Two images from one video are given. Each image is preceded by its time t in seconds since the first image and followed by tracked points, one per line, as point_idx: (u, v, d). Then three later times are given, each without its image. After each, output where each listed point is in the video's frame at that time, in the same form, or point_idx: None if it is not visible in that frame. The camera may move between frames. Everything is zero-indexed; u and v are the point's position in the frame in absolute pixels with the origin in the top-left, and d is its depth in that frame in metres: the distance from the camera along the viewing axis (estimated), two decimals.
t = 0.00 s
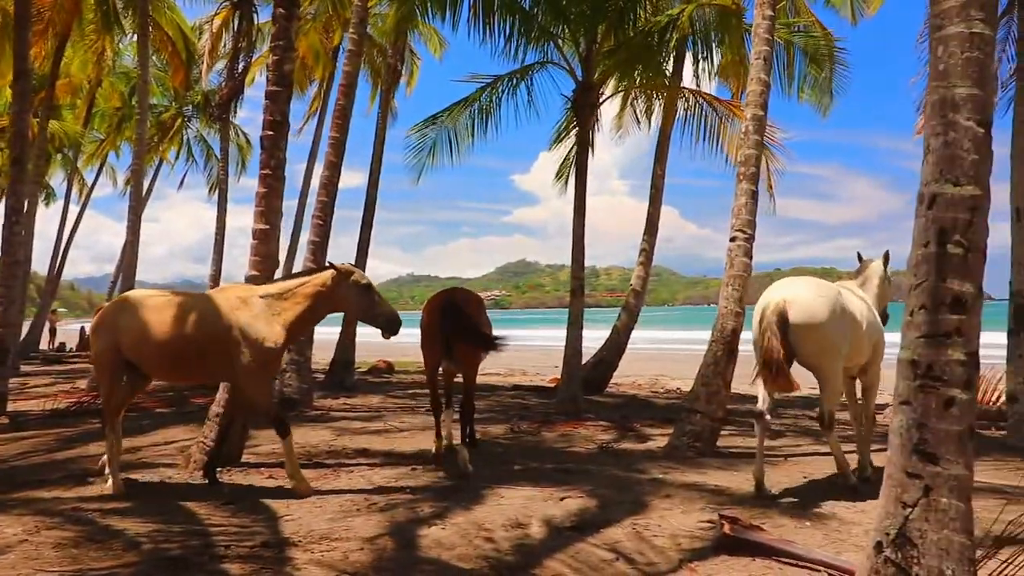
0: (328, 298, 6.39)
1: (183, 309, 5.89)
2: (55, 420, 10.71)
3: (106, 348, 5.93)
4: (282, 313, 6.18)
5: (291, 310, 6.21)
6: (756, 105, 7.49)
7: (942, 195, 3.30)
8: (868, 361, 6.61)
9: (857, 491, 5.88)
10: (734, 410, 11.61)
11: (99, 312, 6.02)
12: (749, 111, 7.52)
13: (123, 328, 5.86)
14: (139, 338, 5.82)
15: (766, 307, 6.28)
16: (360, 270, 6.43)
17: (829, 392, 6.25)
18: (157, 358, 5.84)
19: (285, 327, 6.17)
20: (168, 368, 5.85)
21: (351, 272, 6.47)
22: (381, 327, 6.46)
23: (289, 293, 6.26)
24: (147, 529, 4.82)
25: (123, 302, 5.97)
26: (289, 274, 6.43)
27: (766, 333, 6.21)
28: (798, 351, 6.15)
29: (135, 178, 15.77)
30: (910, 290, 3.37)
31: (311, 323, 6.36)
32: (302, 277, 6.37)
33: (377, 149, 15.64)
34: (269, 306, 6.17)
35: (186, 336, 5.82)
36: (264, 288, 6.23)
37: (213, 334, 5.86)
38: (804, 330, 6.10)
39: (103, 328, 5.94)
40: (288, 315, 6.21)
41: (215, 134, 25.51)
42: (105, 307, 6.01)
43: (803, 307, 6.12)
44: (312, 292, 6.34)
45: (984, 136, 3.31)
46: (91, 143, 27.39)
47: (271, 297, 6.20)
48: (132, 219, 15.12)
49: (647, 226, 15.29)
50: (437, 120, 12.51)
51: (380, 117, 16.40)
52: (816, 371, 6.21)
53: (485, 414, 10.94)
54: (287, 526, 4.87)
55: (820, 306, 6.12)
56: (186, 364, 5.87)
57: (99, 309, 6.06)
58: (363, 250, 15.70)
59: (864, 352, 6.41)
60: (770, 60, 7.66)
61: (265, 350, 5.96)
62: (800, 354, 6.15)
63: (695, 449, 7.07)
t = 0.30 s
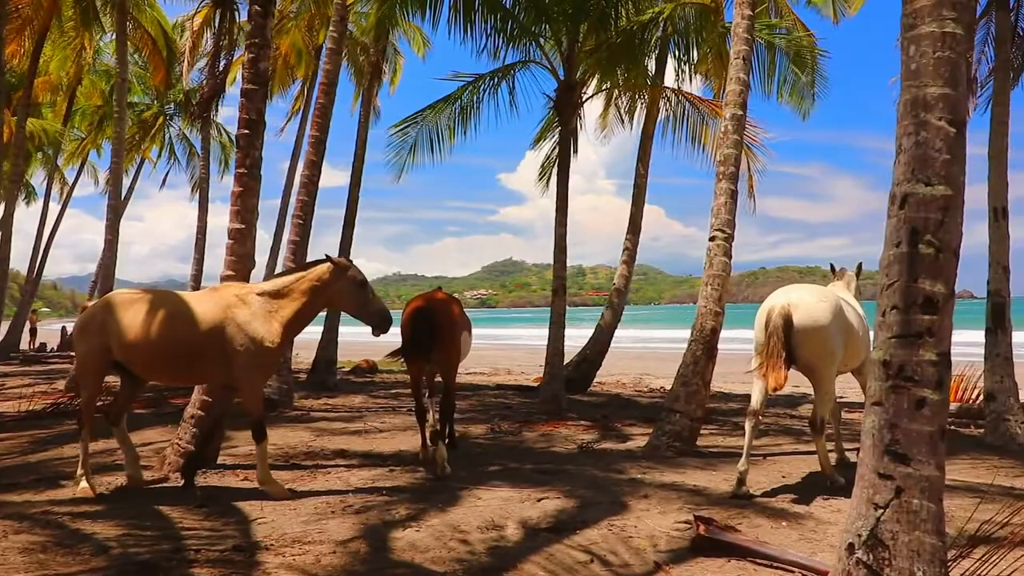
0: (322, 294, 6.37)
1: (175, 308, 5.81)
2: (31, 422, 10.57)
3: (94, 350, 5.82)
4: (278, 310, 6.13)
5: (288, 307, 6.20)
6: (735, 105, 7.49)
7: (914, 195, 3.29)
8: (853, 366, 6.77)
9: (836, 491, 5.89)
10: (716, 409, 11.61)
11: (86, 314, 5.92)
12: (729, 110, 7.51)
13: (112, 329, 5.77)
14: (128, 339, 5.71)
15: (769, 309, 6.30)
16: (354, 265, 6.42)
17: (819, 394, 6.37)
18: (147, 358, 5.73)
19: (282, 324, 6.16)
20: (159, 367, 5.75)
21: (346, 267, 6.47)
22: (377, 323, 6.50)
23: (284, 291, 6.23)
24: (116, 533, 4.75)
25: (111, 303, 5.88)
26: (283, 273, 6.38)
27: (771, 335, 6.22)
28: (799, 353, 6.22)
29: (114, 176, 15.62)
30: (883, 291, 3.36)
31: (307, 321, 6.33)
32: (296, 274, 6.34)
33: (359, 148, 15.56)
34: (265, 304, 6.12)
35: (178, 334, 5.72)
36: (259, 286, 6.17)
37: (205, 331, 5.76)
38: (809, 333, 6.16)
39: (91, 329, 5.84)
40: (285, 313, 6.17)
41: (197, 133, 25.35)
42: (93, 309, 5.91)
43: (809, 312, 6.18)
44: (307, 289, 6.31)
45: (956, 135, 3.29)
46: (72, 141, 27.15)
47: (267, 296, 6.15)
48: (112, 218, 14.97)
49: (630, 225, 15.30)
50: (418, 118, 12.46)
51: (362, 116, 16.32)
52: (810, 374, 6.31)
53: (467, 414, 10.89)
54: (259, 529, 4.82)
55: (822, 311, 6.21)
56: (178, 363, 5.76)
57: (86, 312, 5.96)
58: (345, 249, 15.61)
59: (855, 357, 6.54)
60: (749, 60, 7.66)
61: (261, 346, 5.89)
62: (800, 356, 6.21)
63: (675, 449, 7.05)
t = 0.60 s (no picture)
0: (323, 294, 6.39)
1: (175, 310, 5.73)
2: (12, 423, 10.46)
3: (89, 353, 5.68)
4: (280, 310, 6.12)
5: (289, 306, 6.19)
6: (719, 104, 7.46)
7: (891, 195, 3.26)
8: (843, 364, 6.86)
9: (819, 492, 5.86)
10: (703, 408, 11.58)
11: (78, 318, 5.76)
12: (713, 109, 7.48)
13: (109, 333, 5.63)
14: (128, 342, 5.59)
15: (769, 301, 6.39)
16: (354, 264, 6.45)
17: (813, 390, 6.44)
18: (147, 361, 5.63)
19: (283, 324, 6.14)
20: (159, 370, 5.66)
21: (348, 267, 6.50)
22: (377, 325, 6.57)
23: (286, 291, 6.22)
24: (89, 537, 4.68)
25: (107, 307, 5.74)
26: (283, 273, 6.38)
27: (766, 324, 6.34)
28: (795, 346, 6.29)
29: (98, 175, 15.49)
30: (860, 292, 3.33)
31: (307, 320, 6.33)
32: (297, 274, 6.34)
33: (346, 146, 15.49)
34: (267, 304, 6.10)
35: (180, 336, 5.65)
36: (260, 286, 6.15)
37: (208, 332, 5.71)
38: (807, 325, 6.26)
39: (85, 334, 5.69)
40: (287, 312, 6.17)
41: (185, 131, 25.20)
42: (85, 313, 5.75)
43: (808, 304, 6.28)
44: (308, 289, 6.32)
45: (933, 135, 3.26)
46: (58, 140, 26.95)
47: (269, 295, 6.14)
48: (96, 218, 14.85)
49: (618, 224, 15.27)
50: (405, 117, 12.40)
51: (349, 115, 16.22)
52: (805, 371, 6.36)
53: (453, 414, 10.82)
54: (235, 534, 4.76)
55: (821, 304, 6.30)
56: (179, 366, 5.69)
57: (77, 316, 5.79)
58: (332, 248, 15.53)
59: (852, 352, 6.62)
60: (734, 58, 7.63)
61: (264, 346, 5.87)
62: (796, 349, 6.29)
63: (659, 450, 7.00)
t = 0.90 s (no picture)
0: (328, 297, 6.39)
1: (178, 311, 5.66)
2: None
3: (87, 354, 5.58)
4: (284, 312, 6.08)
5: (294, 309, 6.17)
6: (703, 103, 7.42)
7: (865, 195, 3.21)
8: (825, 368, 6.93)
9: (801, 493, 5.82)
10: (690, 407, 11.54)
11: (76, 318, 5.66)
12: (697, 108, 7.43)
13: (109, 333, 5.54)
14: (130, 342, 5.51)
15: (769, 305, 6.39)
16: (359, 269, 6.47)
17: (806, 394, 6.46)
18: (149, 363, 5.57)
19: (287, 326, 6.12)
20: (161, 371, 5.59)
21: (354, 272, 6.51)
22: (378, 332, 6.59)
23: (291, 293, 6.19)
24: (58, 543, 4.60)
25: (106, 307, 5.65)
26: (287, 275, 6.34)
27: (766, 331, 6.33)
28: (793, 352, 6.31)
29: (83, 174, 15.36)
30: (834, 293, 3.28)
31: (312, 323, 6.31)
32: (303, 277, 6.31)
33: (333, 145, 15.40)
34: (272, 306, 6.07)
35: (183, 337, 5.59)
36: (265, 287, 6.10)
37: (212, 333, 5.66)
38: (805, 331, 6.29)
39: (83, 334, 5.59)
40: (292, 315, 6.15)
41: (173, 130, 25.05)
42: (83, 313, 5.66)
43: (808, 308, 6.29)
44: (312, 291, 6.30)
45: (907, 134, 3.21)
46: (47, 139, 26.77)
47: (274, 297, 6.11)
48: (81, 218, 14.73)
49: (607, 224, 15.22)
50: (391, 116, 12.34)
51: (336, 114, 16.12)
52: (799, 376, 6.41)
53: (439, 414, 10.75)
54: (207, 539, 4.69)
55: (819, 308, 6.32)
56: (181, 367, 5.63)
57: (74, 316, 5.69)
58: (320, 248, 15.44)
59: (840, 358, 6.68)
60: (718, 57, 7.58)
61: (269, 347, 5.84)
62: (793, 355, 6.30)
63: (642, 451, 6.95)
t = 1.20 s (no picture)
0: (330, 298, 6.52)
1: (186, 312, 5.64)
2: None
3: (92, 353, 5.48)
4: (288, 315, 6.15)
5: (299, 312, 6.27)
6: (688, 102, 7.37)
7: (839, 194, 3.17)
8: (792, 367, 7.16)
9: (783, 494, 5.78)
10: (679, 407, 11.49)
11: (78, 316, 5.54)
12: (682, 107, 7.39)
13: (115, 333, 5.47)
14: (138, 343, 5.46)
15: (760, 306, 6.52)
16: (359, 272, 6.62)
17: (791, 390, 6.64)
18: (156, 364, 5.53)
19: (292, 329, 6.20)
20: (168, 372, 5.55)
21: (353, 276, 6.70)
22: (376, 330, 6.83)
23: (294, 296, 6.26)
24: (29, 548, 4.55)
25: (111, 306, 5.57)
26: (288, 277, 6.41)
27: (760, 331, 6.46)
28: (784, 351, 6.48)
29: (71, 174, 15.27)
30: (808, 293, 3.24)
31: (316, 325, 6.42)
32: (304, 280, 6.41)
33: (322, 144, 15.34)
34: (276, 308, 6.12)
35: (193, 338, 5.58)
36: (268, 290, 6.16)
37: (220, 335, 5.66)
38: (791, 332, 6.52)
39: (88, 333, 5.48)
40: (297, 317, 6.24)
41: (164, 129, 24.93)
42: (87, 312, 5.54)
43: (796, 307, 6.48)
44: (313, 294, 6.40)
45: (881, 132, 3.18)
46: (37, 138, 26.66)
47: (279, 300, 6.17)
48: (67, 218, 14.64)
49: (597, 223, 15.18)
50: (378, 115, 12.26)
51: (326, 113, 16.05)
52: (784, 376, 6.61)
53: (426, 415, 10.68)
54: (181, 544, 4.64)
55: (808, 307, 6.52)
56: (188, 368, 5.61)
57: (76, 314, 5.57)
58: (309, 247, 15.38)
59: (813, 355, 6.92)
60: (703, 56, 7.53)
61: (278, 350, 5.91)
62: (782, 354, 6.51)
63: (626, 452, 6.90)
